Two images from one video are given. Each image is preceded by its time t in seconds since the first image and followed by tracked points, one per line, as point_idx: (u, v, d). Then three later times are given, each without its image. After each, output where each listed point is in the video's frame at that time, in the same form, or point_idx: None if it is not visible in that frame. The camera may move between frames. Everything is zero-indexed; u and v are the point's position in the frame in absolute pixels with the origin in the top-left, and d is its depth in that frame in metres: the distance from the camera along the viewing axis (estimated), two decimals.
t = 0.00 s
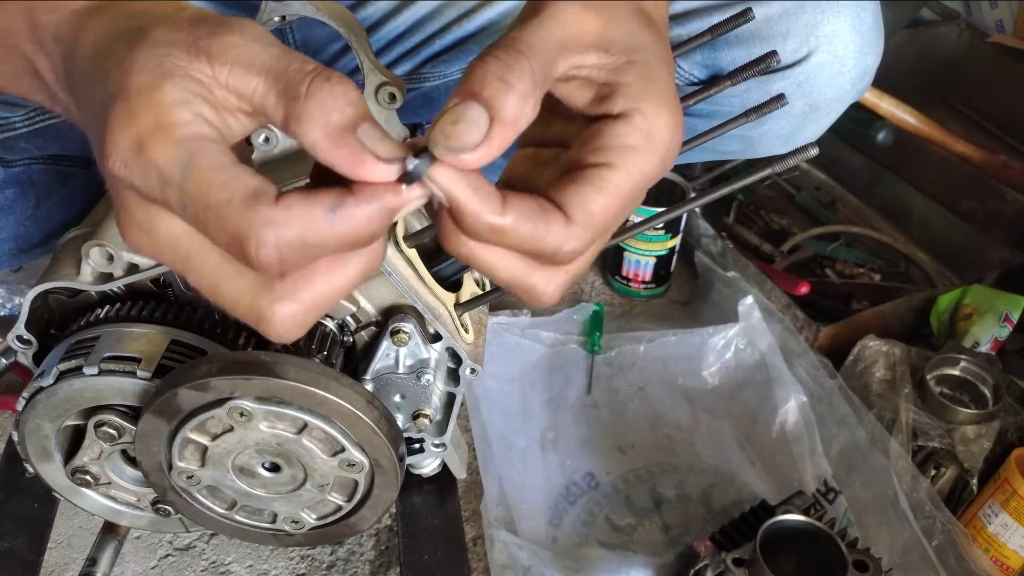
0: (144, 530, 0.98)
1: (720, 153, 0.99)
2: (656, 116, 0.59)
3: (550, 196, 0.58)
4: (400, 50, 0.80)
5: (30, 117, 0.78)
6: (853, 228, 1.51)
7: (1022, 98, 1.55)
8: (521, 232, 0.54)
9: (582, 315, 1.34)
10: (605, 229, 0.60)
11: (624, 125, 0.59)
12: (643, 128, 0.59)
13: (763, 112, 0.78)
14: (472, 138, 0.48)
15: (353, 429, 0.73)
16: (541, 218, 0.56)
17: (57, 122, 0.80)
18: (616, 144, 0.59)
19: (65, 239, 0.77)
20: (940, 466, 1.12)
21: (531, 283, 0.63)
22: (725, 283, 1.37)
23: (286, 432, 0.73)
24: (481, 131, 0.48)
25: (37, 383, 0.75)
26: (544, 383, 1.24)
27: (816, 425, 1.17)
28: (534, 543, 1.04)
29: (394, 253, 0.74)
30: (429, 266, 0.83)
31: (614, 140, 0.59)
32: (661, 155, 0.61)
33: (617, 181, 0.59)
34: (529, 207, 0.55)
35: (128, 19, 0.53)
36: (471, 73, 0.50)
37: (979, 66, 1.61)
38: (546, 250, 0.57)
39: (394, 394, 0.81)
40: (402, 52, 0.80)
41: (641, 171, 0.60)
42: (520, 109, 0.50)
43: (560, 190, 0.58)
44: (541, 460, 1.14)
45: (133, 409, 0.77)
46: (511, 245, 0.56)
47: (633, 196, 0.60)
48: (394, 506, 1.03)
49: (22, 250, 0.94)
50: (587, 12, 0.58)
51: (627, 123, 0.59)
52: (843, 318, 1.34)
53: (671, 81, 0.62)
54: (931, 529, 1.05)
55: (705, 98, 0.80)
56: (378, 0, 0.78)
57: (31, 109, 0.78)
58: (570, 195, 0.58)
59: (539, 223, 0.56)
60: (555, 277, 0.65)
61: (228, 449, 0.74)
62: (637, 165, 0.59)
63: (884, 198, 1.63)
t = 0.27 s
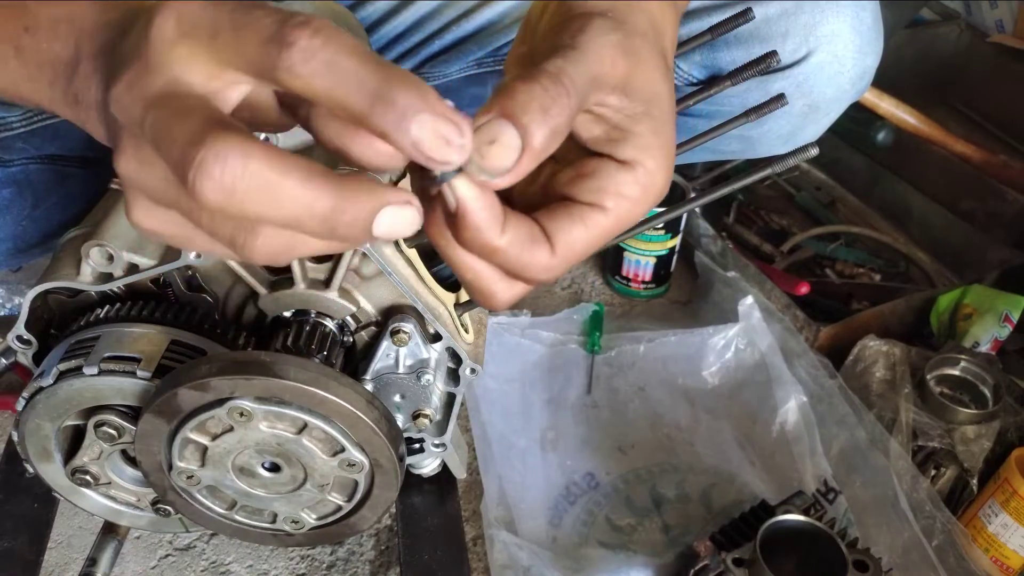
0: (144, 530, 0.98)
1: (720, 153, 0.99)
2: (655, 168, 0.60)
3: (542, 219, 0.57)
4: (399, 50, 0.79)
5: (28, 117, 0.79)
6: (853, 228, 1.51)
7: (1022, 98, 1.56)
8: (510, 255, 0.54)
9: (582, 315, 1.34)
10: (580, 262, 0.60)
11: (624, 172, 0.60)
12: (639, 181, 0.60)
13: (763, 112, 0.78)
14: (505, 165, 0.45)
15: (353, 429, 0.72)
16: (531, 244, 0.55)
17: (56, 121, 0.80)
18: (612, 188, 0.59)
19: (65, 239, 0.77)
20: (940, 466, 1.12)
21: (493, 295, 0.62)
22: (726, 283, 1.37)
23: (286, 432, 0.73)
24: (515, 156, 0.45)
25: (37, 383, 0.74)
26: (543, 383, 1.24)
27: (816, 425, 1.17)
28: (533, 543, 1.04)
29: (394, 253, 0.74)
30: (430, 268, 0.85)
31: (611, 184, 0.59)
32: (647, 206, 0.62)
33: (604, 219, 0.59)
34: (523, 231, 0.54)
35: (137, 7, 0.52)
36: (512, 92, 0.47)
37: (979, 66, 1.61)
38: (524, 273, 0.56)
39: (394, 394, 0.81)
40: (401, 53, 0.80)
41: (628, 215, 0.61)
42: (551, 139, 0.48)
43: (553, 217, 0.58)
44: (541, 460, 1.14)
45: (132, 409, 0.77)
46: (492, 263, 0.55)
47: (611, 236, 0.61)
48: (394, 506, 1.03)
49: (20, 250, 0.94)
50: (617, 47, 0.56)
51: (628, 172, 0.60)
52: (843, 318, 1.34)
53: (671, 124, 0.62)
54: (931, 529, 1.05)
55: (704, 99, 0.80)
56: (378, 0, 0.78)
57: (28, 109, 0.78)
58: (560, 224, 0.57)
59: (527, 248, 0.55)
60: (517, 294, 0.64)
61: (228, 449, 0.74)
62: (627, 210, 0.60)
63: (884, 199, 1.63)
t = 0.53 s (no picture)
0: (143, 531, 0.98)
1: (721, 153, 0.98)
2: (680, 171, 0.61)
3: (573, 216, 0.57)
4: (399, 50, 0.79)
5: (27, 117, 0.79)
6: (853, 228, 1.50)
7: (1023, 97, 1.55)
8: (543, 250, 0.54)
9: (582, 315, 1.34)
10: (604, 261, 0.60)
11: (654, 172, 0.60)
12: (666, 181, 0.60)
13: (763, 112, 0.78)
14: (553, 160, 0.44)
15: (353, 429, 0.72)
16: (564, 241, 0.55)
17: (56, 120, 0.80)
18: (640, 188, 0.60)
19: (65, 238, 0.77)
20: (940, 466, 1.12)
21: (510, 287, 0.61)
22: (726, 284, 1.37)
23: (286, 432, 0.73)
24: (564, 150, 0.45)
25: (36, 383, 0.74)
26: (544, 383, 1.24)
27: (816, 425, 1.17)
28: (533, 543, 1.04)
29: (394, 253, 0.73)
30: (429, 267, 0.83)
31: (640, 183, 0.60)
32: (669, 207, 0.62)
33: (630, 217, 0.59)
34: (557, 228, 0.54)
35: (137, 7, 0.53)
36: (560, 86, 0.46)
37: (979, 66, 1.61)
38: (552, 269, 0.56)
39: (394, 394, 0.81)
40: (401, 52, 0.79)
41: (652, 216, 0.61)
42: (597, 134, 0.47)
43: (583, 214, 0.58)
44: (541, 460, 1.14)
45: (132, 409, 0.77)
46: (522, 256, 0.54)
47: (633, 235, 0.61)
48: (394, 506, 1.03)
49: (19, 250, 0.94)
50: (655, 47, 0.57)
51: (657, 172, 0.60)
52: (843, 318, 1.34)
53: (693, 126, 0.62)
54: (931, 529, 1.05)
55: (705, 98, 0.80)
56: None
57: (27, 110, 0.78)
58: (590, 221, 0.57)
59: (559, 245, 0.55)
60: (534, 286, 0.63)
61: (229, 449, 0.74)
62: (652, 211, 0.60)
63: (884, 200, 1.62)
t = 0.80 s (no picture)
0: (144, 531, 0.98)
1: (720, 153, 0.98)
2: (675, 171, 0.61)
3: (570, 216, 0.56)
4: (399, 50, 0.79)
5: (28, 118, 0.79)
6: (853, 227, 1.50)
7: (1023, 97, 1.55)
8: (542, 250, 0.53)
9: (582, 315, 1.34)
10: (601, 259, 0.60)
11: (648, 172, 0.60)
12: (660, 180, 0.60)
13: (763, 111, 0.78)
14: (549, 157, 0.44)
15: (353, 429, 0.72)
16: (563, 241, 0.54)
17: (57, 121, 0.81)
18: (635, 188, 0.59)
19: (65, 238, 0.77)
20: (940, 466, 1.12)
21: (506, 287, 0.60)
22: (726, 284, 1.37)
23: (286, 432, 0.73)
24: (560, 149, 0.45)
25: (36, 383, 0.75)
26: (544, 383, 1.24)
27: (816, 425, 1.17)
28: (533, 543, 1.04)
29: (394, 253, 0.73)
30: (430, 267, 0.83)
31: (635, 183, 0.59)
32: (662, 206, 0.62)
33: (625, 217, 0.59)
34: (554, 227, 0.53)
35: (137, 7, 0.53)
36: (556, 87, 0.46)
37: (979, 66, 1.61)
38: (550, 270, 0.55)
39: (394, 394, 0.81)
40: (402, 52, 0.79)
41: (646, 216, 0.61)
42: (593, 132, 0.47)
43: (579, 214, 0.57)
44: (541, 460, 1.14)
45: (132, 409, 0.77)
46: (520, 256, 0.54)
47: (627, 235, 0.61)
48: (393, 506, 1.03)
49: (19, 251, 0.94)
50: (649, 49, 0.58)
51: (651, 172, 0.60)
52: (843, 318, 1.34)
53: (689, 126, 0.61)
54: (931, 529, 1.05)
55: (705, 98, 0.80)
56: None
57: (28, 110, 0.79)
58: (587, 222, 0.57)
59: (558, 245, 0.54)
60: (528, 285, 0.62)
61: (228, 449, 0.74)
62: (647, 211, 0.60)
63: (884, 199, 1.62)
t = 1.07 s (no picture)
0: (144, 531, 0.98)
1: (721, 152, 0.99)
2: (672, 164, 0.61)
3: (571, 210, 0.56)
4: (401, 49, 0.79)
5: (29, 118, 0.79)
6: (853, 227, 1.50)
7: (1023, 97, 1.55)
8: (544, 244, 0.52)
9: (582, 315, 1.34)
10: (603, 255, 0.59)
11: (646, 165, 0.60)
12: (659, 174, 0.61)
13: (763, 111, 0.78)
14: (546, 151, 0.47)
15: (353, 429, 0.72)
16: (563, 235, 0.54)
17: (58, 121, 0.81)
18: (634, 181, 0.59)
19: (65, 238, 0.77)
20: (940, 466, 1.12)
21: (511, 286, 0.60)
22: (726, 284, 1.37)
23: (286, 432, 0.73)
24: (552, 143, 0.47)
25: (36, 383, 0.75)
26: (544, 383, 1.24)
27: (816, 425, 1.17)
28: (533, 543, 1.04)
29: (394, 253, 0.73)
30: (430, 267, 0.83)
31: (634, 177, 0.60)
32: (662, 200, 0.62)
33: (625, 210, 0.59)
34: (556, 220, 0.53)
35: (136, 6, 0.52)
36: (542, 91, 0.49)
37: (980, 66, 1.61)
38: (553, 264, 0.55)
39: (394, 394, 0.81)
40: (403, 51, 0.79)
41: (646, 209, 0.61)
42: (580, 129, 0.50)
43: (580, 209, 0.57)
44: (541, 460, 1.14)
45: (132, 409, 0.77)
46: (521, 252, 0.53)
47: (628, 230, 0.61)
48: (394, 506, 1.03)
49: (19, 251, 0.94)
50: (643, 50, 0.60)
51: (649, 165, 0.60)
52: (843, 318, 1.34)
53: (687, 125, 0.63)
54: (931, 529, 1.05)
55: (706, 98, 0.80)
56: None
57: (29, 110, 0.79)
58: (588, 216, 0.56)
59: (559, 238, 0.53)
60: (533, 284, 0.62)
61: (228, 449, 0.74)
62: (647, 204, 0.60)
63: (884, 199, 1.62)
